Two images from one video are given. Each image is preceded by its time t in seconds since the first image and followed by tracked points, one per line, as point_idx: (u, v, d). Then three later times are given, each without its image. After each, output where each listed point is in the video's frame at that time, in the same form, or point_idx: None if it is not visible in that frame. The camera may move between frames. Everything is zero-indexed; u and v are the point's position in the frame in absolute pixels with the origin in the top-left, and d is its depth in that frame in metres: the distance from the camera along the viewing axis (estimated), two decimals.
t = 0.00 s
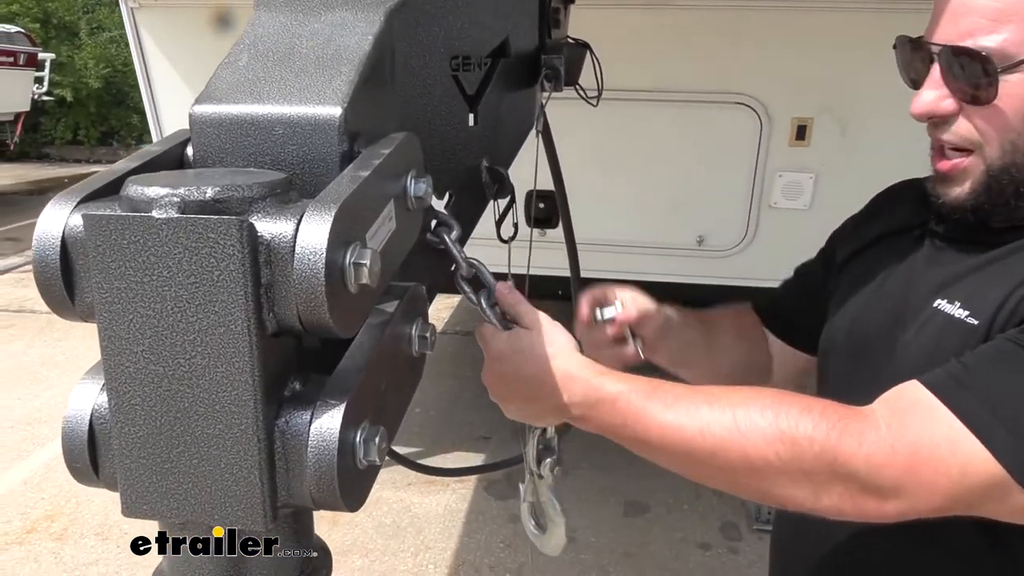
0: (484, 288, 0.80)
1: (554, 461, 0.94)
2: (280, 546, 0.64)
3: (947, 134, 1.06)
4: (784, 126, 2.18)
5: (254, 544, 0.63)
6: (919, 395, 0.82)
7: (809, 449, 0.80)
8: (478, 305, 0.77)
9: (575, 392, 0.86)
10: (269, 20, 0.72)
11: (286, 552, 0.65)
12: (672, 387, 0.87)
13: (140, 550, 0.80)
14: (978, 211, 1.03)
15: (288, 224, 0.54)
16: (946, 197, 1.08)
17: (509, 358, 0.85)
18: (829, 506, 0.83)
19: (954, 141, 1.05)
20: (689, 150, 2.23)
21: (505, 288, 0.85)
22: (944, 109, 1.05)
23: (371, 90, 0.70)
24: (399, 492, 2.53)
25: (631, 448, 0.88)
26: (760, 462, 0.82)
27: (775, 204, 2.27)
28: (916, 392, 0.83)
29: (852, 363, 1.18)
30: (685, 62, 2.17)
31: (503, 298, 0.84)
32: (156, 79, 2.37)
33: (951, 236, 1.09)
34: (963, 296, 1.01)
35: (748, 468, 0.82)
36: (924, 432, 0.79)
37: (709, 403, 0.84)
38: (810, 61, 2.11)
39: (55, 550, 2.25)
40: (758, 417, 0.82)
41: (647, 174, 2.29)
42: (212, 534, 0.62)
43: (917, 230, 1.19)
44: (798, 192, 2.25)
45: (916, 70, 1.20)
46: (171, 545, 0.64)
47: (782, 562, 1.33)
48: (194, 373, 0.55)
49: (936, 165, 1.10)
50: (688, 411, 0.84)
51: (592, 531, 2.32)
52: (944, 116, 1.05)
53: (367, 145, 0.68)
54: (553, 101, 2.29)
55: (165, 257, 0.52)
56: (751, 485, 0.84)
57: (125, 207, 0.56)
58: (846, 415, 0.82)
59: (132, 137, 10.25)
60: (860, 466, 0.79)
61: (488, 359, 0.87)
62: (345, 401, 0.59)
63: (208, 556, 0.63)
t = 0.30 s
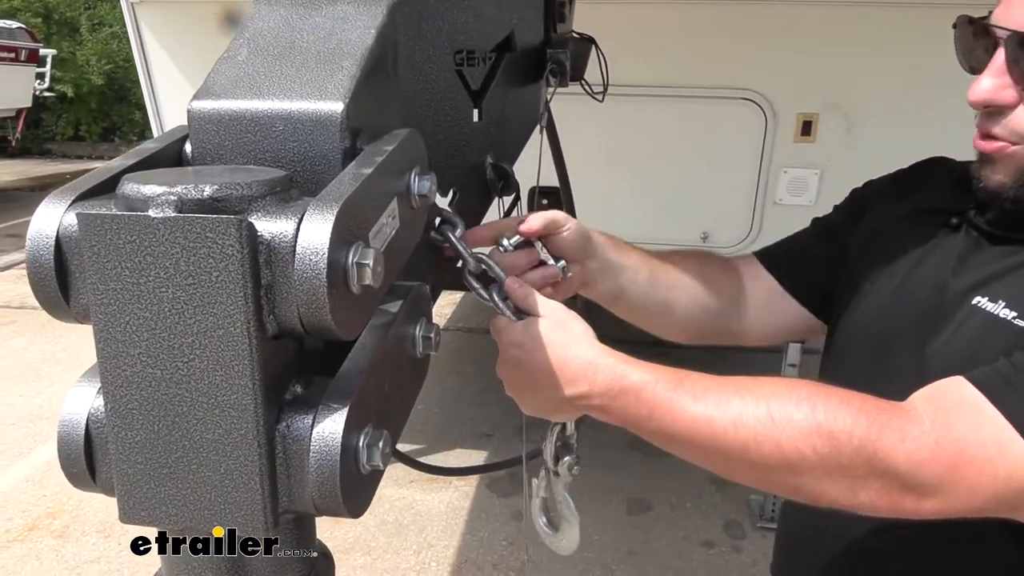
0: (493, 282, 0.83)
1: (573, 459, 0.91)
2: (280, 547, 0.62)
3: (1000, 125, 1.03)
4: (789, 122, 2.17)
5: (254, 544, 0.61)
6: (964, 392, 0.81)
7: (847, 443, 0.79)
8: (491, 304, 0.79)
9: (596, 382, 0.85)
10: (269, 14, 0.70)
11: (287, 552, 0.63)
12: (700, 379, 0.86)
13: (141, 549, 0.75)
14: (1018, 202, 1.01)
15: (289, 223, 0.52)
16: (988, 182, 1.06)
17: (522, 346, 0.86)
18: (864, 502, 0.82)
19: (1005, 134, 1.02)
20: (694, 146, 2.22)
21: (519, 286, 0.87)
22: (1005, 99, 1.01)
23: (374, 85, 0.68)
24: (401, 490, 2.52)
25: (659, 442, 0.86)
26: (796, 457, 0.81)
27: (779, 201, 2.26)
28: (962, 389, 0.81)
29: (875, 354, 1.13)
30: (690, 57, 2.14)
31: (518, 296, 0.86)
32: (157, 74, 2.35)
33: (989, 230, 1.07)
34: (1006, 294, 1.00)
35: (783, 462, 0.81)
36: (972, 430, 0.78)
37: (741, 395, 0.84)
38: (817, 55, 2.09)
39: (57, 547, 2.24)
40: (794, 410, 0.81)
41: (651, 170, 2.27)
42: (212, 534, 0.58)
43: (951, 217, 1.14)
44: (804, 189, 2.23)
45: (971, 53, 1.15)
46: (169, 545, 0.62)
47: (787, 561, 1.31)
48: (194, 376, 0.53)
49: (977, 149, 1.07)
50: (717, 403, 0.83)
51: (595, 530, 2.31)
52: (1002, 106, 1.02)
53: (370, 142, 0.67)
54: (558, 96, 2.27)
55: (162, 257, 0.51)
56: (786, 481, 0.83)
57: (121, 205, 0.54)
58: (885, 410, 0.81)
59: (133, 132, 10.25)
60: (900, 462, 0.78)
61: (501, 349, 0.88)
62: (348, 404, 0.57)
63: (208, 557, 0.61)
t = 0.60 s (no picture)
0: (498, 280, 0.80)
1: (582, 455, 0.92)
2: (280, 547, 0.61)
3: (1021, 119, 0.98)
4: (791, 117, 2.16)
5: (254, 544, 0.60)
6: (973, 400, 0.81)
7: (852, 450, 0.80)
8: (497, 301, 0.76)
9: (600, 384, 0.83)
10: (272, 11, 0.70)
11: (288, 552, 0.62)
12: (705, 383, 0.87)
13: (141, 550, 0.72)
14: None
15: (294, 222, 0.52)
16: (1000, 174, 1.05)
17: (529, 347, 0.85)
18: (867, 509, 0.82)
19: None
20: (696, 142, 2.21)
21: (523, 283, 0.83)
22: None
23: (378, 82, 0.67)
24: (403, 487, 2.52)
25: (663, 447, 0.86)
26: (800, 462, 0.81)
27: (781, 196, 2.24)
28: (972, 398, 0.81)
29: (874, 358, 1.15)
30: (693, 52, 2.13)
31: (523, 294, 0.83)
32: (158, 71, 2.35)
33: (995, 230, 1.05)
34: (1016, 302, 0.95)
35: (787, 468, 0.82)
36: (979, 442, 0.78)
37: (746, 399, 0.84)
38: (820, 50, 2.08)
39: (59, 545, 2.24)
40: (799, 415, 0.82)
41: (653, 166, 2.26)
42: (212, 532, 0.57)
43: (951, 219, 1.14)
44: (806, 183, 2.22)
45: (1000, 45, 1.14)
46: (171, 545, 0.61)
47: (789, 556, 1.31)
48: (199, 378, 0.53)
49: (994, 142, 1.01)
50: (723, 406, 0.83)
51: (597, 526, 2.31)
52: None
53: (374, 139, 0.66)
54: (562, 92, 2.27)
55: (166, 257, 0.50)
56: (790, 486, 0.83)
57: (124, 205, 0.54)
58: (892, 417, 0.82)
59: (133, 129, 10.24)
60: (906, 469, 0.78)
61: (508, 346, 0.87)
62: (354, 405, 0.57)
63: (209, 558, 0.60)
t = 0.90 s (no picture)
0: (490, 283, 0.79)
1: (559, 461, 0.89)
2: (281, 547, 0.61)
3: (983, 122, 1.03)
4: (787, 114, 2.16)
5: (255, 543, 0.58)
6: (937, 415, 0.81)
7: (821, 472, 0.80)
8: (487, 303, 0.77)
9: (577, 404, 0.85)
10: (268, 9, 0.69)
11: (288, 551, 0.61)
12: (679, 403, 0.87)
13: (141, 549, 0.71)
14: (1010, 206, 0.99)
15: (292, 223, 0.51)
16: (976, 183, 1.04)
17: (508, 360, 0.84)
18: (839, 528, 0.82)
19: (989, 134, 1.02)
20: (692, 139, 2.21)
21: (512, 288, 0.81)
22: (988, 98, 1.01)
23: (375, 81, 0.67)
24: (401, 485, 2.52)
25: (642, 464, 0.87)
26: (771, 484, 0.81)
27: (777, 192, 2.24)
28: (938, 412, 0.81)
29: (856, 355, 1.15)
30: (689, 49, 2.13)
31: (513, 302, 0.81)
32: (152, 70, 2.35)
33: (978, 229, 1.03)
34: (989, 302, 0.96)
35: (758, 489, 0.82)
36: (945, 461, 0.78)
37: (716, 419, 0.84)
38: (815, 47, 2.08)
39: (56, 546, 2.23)
40: (769, 437, 0.82)
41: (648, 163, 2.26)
42: (213, 533, 0.56)
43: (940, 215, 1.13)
44: (801, 180, 2.22)
45: (963, 48, 1.14)
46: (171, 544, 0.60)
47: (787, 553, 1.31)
48: (196, 382, 0.52)
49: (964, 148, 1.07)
50: (695, 427, 0.84)
51: (595, 523, 2.31)
52: (987, 104, 1.02)
53: (372, 139, 0.66)
54: (560, 90, 2.26)
55: (164, 259, 0.50)
56: (762, 505, 0.83)
57: (121, 207, 0.53)
58: (861, 439, 0.81)
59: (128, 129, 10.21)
60: (874, 491, 0.78)
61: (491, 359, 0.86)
62: (354, 406, 0.56)
63: (209, 556, 0.59)
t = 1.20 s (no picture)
0: (491, 283, 0.80)
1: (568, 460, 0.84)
2: (281, 547, 0.59)
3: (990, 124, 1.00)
4: (781, 113, 2.15)
5: (253, 544, 0.57)
6: (946, 413, 0.80)
7: (831, 472, 0.79)
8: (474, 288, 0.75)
9: (582, 405, 0.85)
10: (264, 4, 0.68)
11: (288, 552, 0.60)
12: (687, 403, 0.87)
13: (141, 550, 0.65)
14: (1012, 207, 0.99)
15: (292, 223, 0.50)
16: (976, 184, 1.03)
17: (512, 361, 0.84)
18: (849, 528, 0.82)
19: (997, 135, 0.99)
20: (685, 138, 2.21)
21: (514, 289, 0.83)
22: (994, 99, 0.98)
23: (374, 78, 0.66)
24: (393, 485, 2.50)
25: (649, 465, 0.86)
26: (781, 484, 0.81)
27: (770, 191, 2.24)
28: (946, 409, 0.80)
29: (858, 351, 1.13)
30: (684, 48, 2.13)
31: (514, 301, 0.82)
32: (142, 65, 2.34)
33: (979, 227, 1.03)
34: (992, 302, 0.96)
35: (768, 489, 0.81)
36: (955, 460, 0.77)
37: (724, 418, 0.84)
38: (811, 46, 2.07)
39: (45, 547, 2.21)
40: (778, 436, 0.81)
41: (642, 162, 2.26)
42: (212, 534, 0.55)
43: (941, 212, 1.12)
44: (795, 179, 2.21)
45: (965, 46, 1.13)
46: (169, 542, 0.58)
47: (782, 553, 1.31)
48: (194, 384, 0.51)
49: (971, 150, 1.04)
50: (702, 428, 0.83)
51: (589, 523, 2.30)
52: (993, 105, 0.99)
53: (371, 136, 0.65)
54: (557, 88, 2.25)
55: (160, 259, 0.49)
56: (771, 506, 0.83)
57: (115, 205, 0.52)
58: (870, 437, 0.80)
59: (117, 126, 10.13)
60: (885, 491, 0.77)
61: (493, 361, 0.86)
62: (354, 409, 0.55)
63: (209, 557, 0.58)
